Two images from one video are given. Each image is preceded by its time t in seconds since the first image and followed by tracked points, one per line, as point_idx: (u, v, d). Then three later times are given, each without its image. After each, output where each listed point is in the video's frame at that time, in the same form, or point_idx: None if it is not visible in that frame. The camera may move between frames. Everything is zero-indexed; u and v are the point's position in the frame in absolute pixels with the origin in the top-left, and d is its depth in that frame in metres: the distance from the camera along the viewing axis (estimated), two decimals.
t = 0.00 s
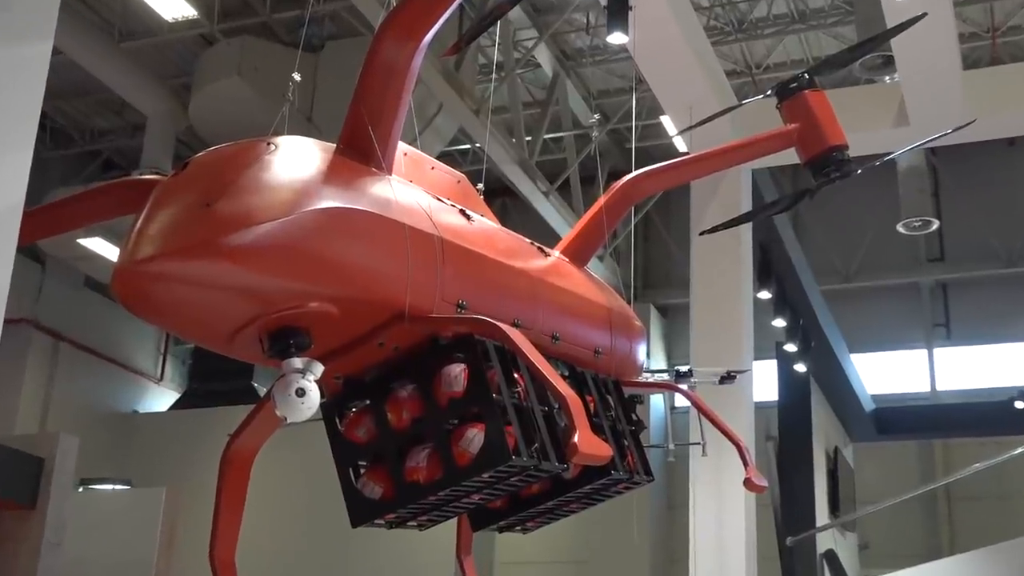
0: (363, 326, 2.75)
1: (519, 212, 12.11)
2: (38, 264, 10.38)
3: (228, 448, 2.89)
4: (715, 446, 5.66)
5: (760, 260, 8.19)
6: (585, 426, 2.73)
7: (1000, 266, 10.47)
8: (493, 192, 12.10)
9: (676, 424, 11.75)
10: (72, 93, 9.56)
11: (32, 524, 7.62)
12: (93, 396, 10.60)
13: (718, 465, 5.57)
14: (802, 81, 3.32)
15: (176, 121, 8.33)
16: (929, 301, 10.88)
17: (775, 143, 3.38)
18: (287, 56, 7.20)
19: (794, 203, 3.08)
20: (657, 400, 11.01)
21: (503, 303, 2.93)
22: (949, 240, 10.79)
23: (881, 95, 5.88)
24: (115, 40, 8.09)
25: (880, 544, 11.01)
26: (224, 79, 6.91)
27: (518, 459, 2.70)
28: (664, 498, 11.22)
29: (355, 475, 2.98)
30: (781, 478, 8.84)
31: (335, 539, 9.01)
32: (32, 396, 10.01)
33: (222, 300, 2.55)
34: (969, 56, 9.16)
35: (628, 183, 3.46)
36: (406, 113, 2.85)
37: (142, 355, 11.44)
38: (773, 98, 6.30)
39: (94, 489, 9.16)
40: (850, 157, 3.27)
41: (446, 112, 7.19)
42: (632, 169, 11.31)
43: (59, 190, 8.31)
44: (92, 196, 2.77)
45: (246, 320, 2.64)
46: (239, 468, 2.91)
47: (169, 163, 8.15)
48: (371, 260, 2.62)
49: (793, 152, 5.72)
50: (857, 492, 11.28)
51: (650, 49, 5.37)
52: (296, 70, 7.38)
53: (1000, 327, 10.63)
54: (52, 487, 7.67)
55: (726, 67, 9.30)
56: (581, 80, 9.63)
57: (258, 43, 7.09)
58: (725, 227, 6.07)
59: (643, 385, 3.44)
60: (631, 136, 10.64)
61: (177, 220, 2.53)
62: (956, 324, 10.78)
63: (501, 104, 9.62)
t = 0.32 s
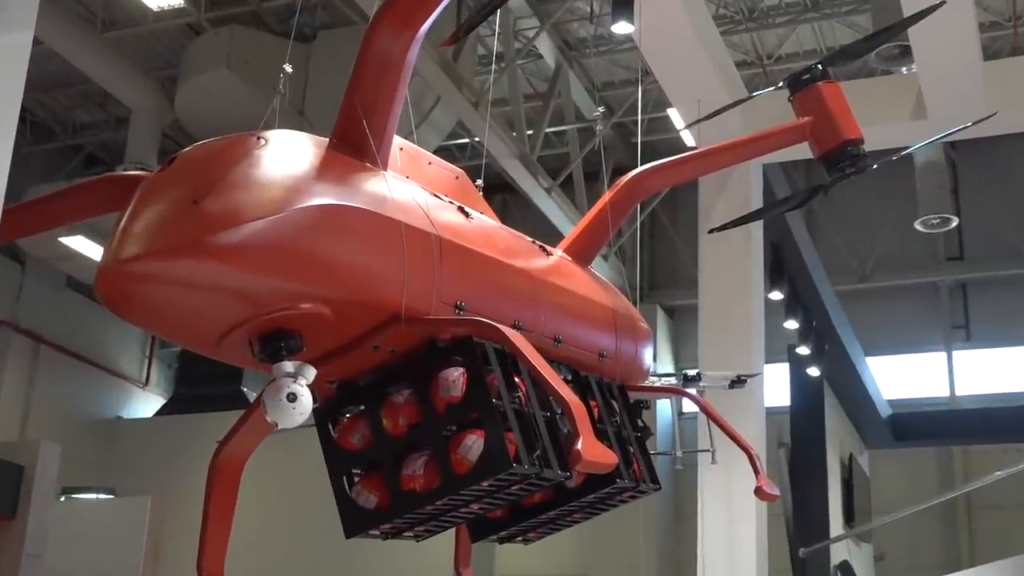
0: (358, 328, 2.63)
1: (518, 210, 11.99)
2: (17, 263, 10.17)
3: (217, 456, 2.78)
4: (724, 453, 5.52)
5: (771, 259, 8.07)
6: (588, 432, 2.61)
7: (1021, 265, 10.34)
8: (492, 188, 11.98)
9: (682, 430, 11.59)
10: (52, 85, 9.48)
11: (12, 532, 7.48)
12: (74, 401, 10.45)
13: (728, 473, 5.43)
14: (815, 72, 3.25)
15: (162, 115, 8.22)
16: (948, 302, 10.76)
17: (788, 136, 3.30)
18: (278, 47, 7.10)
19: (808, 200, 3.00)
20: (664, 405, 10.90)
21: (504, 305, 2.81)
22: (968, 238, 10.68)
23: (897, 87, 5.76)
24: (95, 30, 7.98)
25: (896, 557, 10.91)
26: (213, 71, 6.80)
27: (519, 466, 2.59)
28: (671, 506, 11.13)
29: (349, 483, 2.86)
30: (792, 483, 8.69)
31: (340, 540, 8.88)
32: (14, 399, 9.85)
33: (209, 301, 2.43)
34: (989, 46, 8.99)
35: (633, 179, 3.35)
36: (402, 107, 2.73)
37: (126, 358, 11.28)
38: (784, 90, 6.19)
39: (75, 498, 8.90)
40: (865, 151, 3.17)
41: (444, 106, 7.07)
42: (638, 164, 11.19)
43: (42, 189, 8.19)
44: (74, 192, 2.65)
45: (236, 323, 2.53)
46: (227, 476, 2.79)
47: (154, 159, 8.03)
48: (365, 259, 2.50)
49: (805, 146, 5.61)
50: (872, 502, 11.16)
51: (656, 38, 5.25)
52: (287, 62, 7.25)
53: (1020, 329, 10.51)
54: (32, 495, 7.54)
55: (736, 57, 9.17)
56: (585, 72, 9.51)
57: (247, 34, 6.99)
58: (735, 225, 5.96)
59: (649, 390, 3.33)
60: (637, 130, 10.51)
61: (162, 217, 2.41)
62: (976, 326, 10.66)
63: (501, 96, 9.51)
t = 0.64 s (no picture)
0: (355, 329, 2.60)
1: (518, 209, 11.97)
2: (13, 263, 10.14)
3: (214, 458, 2.77)
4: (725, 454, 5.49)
5: (774, 260, 8.05)
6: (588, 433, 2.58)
7: None
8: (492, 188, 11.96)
9: (684, 431, 11.75)
10: (48, 83, 9.46)
11: (7, 534, 7.46)
12: (69, 402, 10.45)
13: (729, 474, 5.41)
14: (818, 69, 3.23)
15: (160, 112, 8.19)
16: (952, 303, 10.73)
17: (792, 135, 3.27)
18: (274, 45, 7.07)
19: (812, 198, 2.97)
20: (664, 406, 10.87)
21: (503, 305, 2.78)
22: (972, 238, 10.65)
23: (902, 84, 5.73)
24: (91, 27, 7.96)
25: (900, 559, 10.89)
26: (209, 68, 6.78)
27: (520, 468, 2.56)
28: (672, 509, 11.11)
29: (348, 486, 2.84)
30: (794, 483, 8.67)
31: (342, 540, 8.84)
32: (9, 399, 9.84)
33: (206, 301, 2.40)
34: (993, 44, 8.95)
35: (634, 178, 3.32)
36: (401, 106, 2.71)
37: (123, 359, 11.26)
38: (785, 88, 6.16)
39: (71, 499, 8.88)
40: (870, 149, 3.14)
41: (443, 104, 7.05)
42: (639, 163, 11.16)
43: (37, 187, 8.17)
44: (68, 191, 2.63)
45: (233, 323, 2.50)
46: (225, 478, 2.77)
47: (150, 158, 8.00)
48: (364, 260, 2.47)
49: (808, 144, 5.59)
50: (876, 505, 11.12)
51: (657, 36, 5.23)
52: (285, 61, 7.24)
53: None
54: (27, 497, 7.53)
55: (739, 55, 9.14)
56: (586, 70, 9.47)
57: (243, 32, 6.97)
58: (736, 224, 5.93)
59: (650, 391, 3.30)
60: (638, 129, 10.50)
61: (159, 217, 2.38)
62: (980, 326, 10.64)
63: (500, 94, 9.48)
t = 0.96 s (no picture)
0: (354, 330, 2.60)
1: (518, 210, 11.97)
2: (13, 265, 10.14)
3: (214, 459, 2.77)
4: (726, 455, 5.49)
5: (774, 262, 8.04)
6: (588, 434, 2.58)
7: None
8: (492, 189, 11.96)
9: (684, 432, 11.76)
10: (48, 84, 9.47)
11: (7, 536, 7.45)
12: (69, 403, 10.45)
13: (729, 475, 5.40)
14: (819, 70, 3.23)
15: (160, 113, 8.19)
16: (952, 304, 10.73)
17: (792, 137, 3.27)
18: (274, 47, 7.07)
19: (811, 200, 2.97)
20: (664, 407, 10.87)
21: (504, 306, 2.78)
22: (973, 240, 10.65)
23: (902, 86, 5.73)
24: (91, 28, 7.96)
25: (900, 560, 10.88)
26: (209, 69, 6.78)
27: (519, 469, 2.56)
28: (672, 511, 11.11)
29: (348, 487, 2.83)
30: (795, 485, 8.67)
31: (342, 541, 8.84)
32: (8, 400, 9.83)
33: (206, 302, 2.40)
34: (993, 44, 8.95)
35: (634, 179, 3.32)
36: (401, 107, 2.70)
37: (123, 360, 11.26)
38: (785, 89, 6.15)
39: (71, 500, 8.87)
40: (870, 150, 3.14)
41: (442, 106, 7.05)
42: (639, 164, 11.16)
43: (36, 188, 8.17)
44: (68, 193, 2.63)
45: (233, 324, 2.50)
46: (224, 480, 2.77)
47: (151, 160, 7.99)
48: (364, 261, 2.47)
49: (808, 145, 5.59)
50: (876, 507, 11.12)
51: (657, 38, 5.23)
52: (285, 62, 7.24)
53: None
54: (27, 498, 7.52)
55: (739, 56, 9.14)
56: (586, 71, 9.47)
57: (243, 33, 6.97)
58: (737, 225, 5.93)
59: (650, 392, 3.30)
60: (638, 130, 10.49)
61: (159, 219, 2.38)
62: (980, 327, 10.64)
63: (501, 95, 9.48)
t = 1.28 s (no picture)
0: (354, 330, 2.60)
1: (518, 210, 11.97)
2: (13, 264, 10.15)
3: (214, 459, 2.77)
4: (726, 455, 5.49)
5: (774, 262, 8.03)
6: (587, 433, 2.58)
7: None
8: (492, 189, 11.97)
9: (684, 432, 11.77)
10: (48, 84, 9.47)
11: (7, 536, 7.44)
12: (70, 403, 10.46)
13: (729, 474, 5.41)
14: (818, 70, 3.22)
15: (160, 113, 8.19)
16: (952, 303, 10.74)
17: (792, 137, 3.27)
18: (274, 46, 7.07)
19: (811, 200, 2.97)
20: (665, 407, 10.86)
21: (504, 306, 2.79)
22: (973, 240, 10.65)
23: (902, 86, 5.73)
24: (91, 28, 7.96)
25: (900, 560, 10.87)
26: (209, 69, 6.78)
27: (519, 469, 2.56)
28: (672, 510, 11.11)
29: (348, 486, 2.83)
30: (795, 485, 8.67)
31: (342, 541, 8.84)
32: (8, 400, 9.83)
33: (206, 302, 2.40)
34: (993, 44, 8.95)
35: (634, 179, 3.32)
36: (401, 106, 2.70)
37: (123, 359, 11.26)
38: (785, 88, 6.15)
39: (71, 500, 8.87)
40: (869, 150, 3.14)
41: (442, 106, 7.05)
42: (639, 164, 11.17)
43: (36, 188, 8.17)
44: (68, 192, 2.63)
45: (234, 324, 2.50)
46: (224, 478, 2.77)
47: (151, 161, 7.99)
48: (363, 260, 2.47)
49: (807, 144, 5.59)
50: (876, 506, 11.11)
51: (657, 37, 5.22)
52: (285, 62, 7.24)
53: None
54: (27, 498, 7.52)
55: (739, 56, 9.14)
56: (586, 71, 9.47)
57: (243, 33, 6.97)
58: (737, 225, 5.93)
59: (650, 391, 3.29)
60: (638, 130, 10.49)
61: (159, 218, 2.38)
62: (980, 327, 10.64)
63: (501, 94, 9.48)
